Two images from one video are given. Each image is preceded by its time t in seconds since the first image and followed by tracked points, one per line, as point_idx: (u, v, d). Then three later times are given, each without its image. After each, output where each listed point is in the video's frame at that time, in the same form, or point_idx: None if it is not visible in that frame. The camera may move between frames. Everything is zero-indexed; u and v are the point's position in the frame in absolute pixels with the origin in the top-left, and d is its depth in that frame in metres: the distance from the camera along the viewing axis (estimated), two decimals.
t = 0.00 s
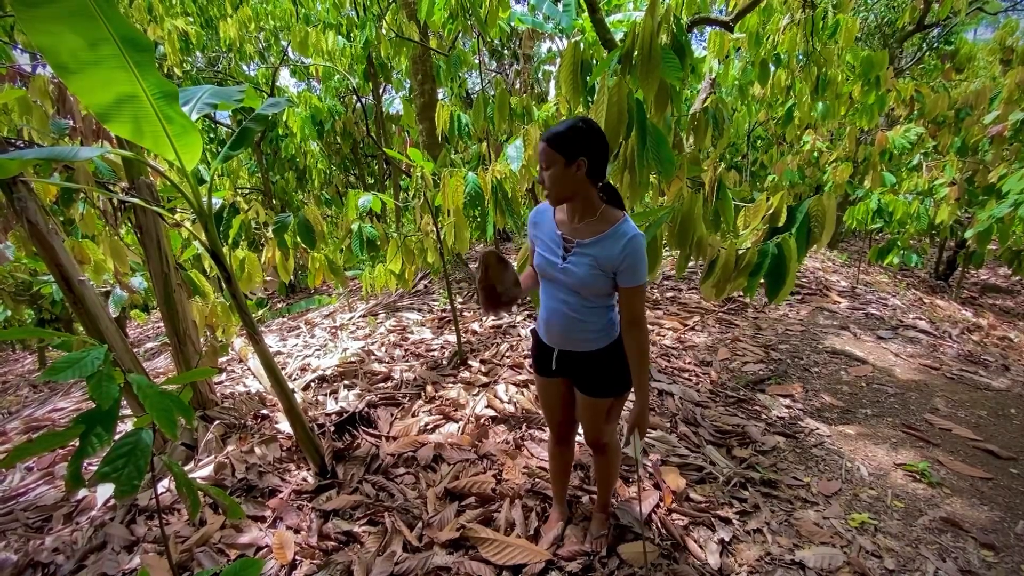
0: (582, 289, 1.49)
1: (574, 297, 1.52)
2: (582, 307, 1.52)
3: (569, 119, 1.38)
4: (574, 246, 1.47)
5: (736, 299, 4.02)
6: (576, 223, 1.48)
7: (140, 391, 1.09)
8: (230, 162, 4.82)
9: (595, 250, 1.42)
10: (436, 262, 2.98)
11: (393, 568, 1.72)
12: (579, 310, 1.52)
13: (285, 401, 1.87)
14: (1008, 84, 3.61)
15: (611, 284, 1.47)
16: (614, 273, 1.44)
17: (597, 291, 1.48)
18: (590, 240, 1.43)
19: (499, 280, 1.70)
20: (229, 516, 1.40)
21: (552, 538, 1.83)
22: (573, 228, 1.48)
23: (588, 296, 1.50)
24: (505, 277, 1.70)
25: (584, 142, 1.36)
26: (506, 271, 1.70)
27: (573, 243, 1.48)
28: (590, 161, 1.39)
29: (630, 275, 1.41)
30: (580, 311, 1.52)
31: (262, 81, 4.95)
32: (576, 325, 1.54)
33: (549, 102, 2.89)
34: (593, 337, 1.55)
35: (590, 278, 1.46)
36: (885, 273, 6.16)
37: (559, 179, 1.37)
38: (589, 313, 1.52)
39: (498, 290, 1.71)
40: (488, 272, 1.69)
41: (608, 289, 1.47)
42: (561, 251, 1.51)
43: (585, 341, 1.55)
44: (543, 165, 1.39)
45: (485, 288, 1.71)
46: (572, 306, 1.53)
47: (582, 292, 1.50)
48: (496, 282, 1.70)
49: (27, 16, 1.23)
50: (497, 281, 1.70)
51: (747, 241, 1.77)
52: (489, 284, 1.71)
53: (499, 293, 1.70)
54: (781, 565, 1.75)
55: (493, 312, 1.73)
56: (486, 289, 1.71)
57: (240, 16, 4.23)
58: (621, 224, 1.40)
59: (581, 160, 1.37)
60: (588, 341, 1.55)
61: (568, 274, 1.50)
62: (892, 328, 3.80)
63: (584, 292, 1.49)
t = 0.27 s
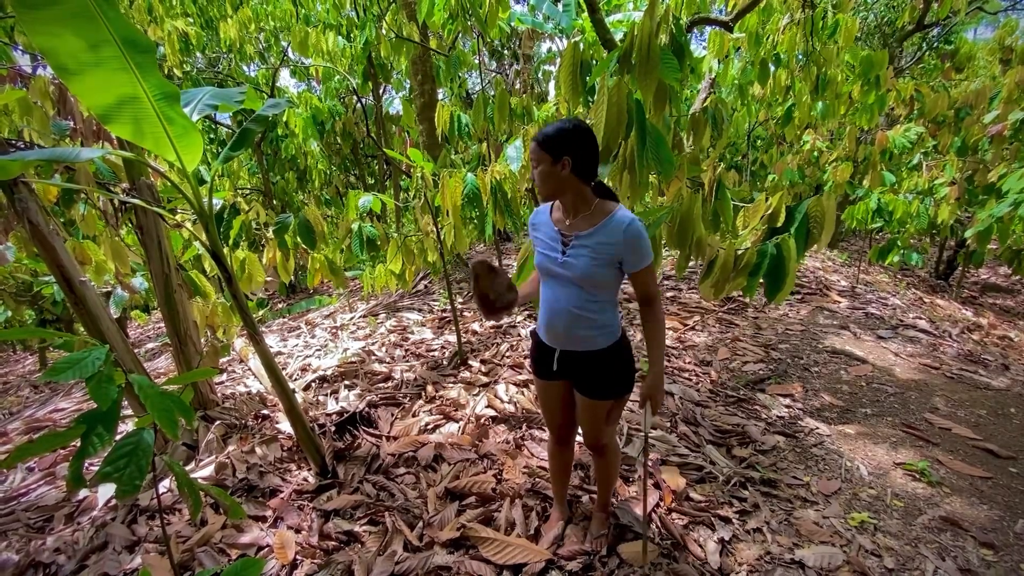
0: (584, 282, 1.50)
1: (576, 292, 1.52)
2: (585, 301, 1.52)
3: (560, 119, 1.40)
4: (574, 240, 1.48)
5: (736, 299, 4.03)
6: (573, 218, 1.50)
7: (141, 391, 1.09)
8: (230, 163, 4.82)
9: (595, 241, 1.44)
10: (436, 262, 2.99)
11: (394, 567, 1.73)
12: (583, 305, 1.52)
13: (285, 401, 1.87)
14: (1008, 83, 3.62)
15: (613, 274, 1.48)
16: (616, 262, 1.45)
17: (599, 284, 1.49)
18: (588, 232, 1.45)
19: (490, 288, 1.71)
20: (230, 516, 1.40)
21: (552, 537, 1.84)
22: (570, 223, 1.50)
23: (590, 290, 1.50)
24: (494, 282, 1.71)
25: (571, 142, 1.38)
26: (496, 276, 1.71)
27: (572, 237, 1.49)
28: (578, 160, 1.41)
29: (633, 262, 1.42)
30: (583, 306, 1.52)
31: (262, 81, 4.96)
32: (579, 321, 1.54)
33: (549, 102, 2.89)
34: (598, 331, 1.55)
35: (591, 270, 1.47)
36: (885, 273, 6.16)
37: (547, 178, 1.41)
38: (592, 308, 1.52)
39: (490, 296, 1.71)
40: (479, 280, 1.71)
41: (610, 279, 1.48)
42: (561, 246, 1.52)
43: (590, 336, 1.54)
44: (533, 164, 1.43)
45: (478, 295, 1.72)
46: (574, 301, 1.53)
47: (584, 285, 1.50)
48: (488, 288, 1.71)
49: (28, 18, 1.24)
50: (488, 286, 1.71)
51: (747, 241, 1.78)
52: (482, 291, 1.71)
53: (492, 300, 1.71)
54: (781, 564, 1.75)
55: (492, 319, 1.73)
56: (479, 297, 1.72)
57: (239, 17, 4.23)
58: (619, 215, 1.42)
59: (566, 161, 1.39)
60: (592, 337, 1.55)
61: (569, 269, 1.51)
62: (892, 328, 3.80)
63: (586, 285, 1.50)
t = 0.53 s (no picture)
0: (584, 281, 1.50)
1: (576, 291, 1.52)
2: (585, 300, 1.52)
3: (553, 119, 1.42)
4: (572, 239, 1.49)
5: (736, 299, 4.03)
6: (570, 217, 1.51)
7: (143, 392, 1.09)
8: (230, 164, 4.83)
9: (593, 238, 1.45)
10: (436, 262, 2.99)
11: (394, 567, 1.73)
12: (582, 304, 1.53)
13: (286, 401, 1.88)
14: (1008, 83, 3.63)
15: (612, 272, 1.49)
16: (615, 259, 1.46)
17: (598, 282, 1.49)
18: (585, 230, 1.46)
19: (479, 295, 1.74)
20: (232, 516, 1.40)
21: (553, 537, 1.84)
22: (568, 223, 1.51)
23: (589, 289, 1.51)
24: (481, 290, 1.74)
25: (566, 140, 1.40)
26: (484, 283, 1.74)
27: (570, 236, 1.50)
28: (575, 158, 1.43)
29: (631, 258, 1.43)
30: (583, 305, 1.53)
31: (263, 82, 4.96)
32: (580, 320, 1.54)
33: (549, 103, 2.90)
34: (599, 330, 1.55)
35: (590, 268, 1.48)
36: (885, 273, 6.16)
37: (544, 179, 1.42)
38: (592, 306, 1.52)
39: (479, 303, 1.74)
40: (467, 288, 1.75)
41: (609, 277, 1.49)
42: (559, 246, 1.53)
43: (591, 335, 1.55)
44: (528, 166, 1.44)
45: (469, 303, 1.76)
46: (574, 301, 1.53)
47: (584, 284, 1.51)
48: (477, 295, 1.74)
49: (31, 20, 1.25)
50: (476, 294, 1.74)
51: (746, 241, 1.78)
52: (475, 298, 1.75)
53: (481, 307, 1.74)
54: (781, 564, 1.75)
55: (485, 324, 1.77)
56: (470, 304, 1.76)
57: (240, 18, 4.24)
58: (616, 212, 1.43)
59: (564, 159, 1.41)
60: (593, 335, 1.55)
61: (568, 268, 1.51)
62: (892, 328, 3.80)
63: (585, 284, 1.50)
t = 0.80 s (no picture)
0: (585, 281, 1.50)
1: (577, 291, 1.53)
2: (586, 300, 1.53)
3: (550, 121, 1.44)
4: (572, 239, 1.49)
5: (736, 299, 4.03)
6: (568, 218, 1.51)
7: (143, 392, 1.09)
8: (231, 165, 4.83)
9: (593, 239, 1.45)
10: (436, 263, 2.99)
11: (394, 567, 1.73)
12: (584, 304, 1.53)
13: (286, 402, 1.88)
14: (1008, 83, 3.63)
15: (612, 271, 1.49)
16: (614, 258, 1.47)
17: (598, 281, 1.50)
18: (585, 230, 1.46)
19: (476, 298, 1.66)
20: (232, 517, 1.40)
21: (553, 537, 1.84)
22: (566, 223, 1.51)
23: (590, 288, 1.51)
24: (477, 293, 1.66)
25: (568, 139, 1.42)
26: (480, 285, 1.66)
27: (570, 237, 1.50)
28: (576, 155, 1.45)
29: (631, 257, 1.44)
30: (585, 304, 1.53)
31: (263, 83, 4.97)
32: (582, 320, 1.54)
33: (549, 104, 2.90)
34: (600, 329, 1.56)
35: (590, 268, 1.48)
36: (886, 273, 6.16)
37: (550, 177, 1.42)
38: (593, 306, 1.53)
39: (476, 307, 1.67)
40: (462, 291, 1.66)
41: (609, 276, 1.49)
42: (559, 246, 1.53)
43: (593, 334, 1.55)
44: (530, 166, 1.43)
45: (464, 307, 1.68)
46: (575, 301, 1.54)
47: (584, 284, 1.51)
48: (474, 299, 1.67)
49: (32, 21, 1.25)
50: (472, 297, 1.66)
51: (745, 242, 1.78)
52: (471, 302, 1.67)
53: (479, 310, 1.66)
54: (781, 564, 1.75)
55: (484, 328, 1.69)
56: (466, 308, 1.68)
57: (240, 19, 4.24)
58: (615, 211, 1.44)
59: (570, 155, 1.42)
60: (595, 335, 1.56)
61: (568, 268, 1.51)
62: (892, 327, 3.80)
63: (586, 284, 1.51)
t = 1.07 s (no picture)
0: (585, 281, 1.51)
1: (578, 291, 1.53)
2: (587, 299, 1.53)
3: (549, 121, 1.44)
4: (571, 240, 1.49)
5: (736, 299, 4.03)
6: (567, 218, 1.51)
7: (143, 393, 1.09)
8: (231, 166, 4.84)
9: (593, 238, 1.47)
10: (436, 263, 2.99)
11: (394, 568, 1.73)
12: (584, 303, 1.54)
13: (287, 403, 1.88)
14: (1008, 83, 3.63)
15: (611, 269, 1.51)
16: (613, 256, 1.48)
17: (599, 280, 1.51)
18: (585, 229, 1.47)
19: (486, 294, 1.69)
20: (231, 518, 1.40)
21: (553, 538, 1.84)
22: (565, 223, 1.52)
23: (590, 288, 1.52)
24: (488, 291, 1.69)
25: (573, 135, 1.45)
26: (491, 282, 1.69)
27: (569, 238, 1.50)
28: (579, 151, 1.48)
29: (630, 254, 1.47)
30: (586, 304, 1.53)
31: (263, 84, 4.97)
32: (582, 319, 1.55)
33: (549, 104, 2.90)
34: (602, 327, 1.57)
35: (590, 267, 1.49)
36: (886, 273, 6.15)
37: (566, 171, 1.42)
38: (594, 305, 1.54)
39: (483, 304, 1.69)
40: (472, 288, 1.70)
41: (609, 275, 1.50)
42: (557, 248, 1.52)
43: (594, 333, 1.56)
44: (546, 164, 1.41)
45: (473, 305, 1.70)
46: (576, 301, 1.54)
47: (585, 284, 1.52)
48: (483, 295, 1.69)
49: (31, 22, 1.25)
50: (483, 295, 1.69)
51: (746, 242, 1.78)
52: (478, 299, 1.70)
53: (490, 306, 1.68)
54: (781, 565, 1.75)
55: (487, 327, 1.70)
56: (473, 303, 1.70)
57: (240, 20, 4.24)
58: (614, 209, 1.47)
59: (579, 148, 1.44)
60: (596, 334, 1.56)
61: (568, 269, 1.51)
62: (892, 328, 3.80)
63: (586, 283, 1.51)
